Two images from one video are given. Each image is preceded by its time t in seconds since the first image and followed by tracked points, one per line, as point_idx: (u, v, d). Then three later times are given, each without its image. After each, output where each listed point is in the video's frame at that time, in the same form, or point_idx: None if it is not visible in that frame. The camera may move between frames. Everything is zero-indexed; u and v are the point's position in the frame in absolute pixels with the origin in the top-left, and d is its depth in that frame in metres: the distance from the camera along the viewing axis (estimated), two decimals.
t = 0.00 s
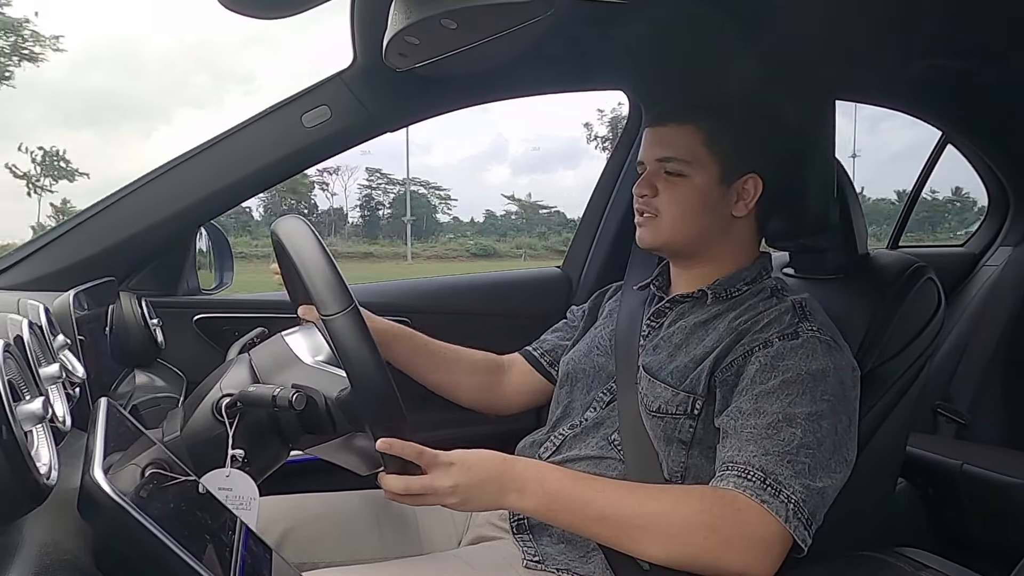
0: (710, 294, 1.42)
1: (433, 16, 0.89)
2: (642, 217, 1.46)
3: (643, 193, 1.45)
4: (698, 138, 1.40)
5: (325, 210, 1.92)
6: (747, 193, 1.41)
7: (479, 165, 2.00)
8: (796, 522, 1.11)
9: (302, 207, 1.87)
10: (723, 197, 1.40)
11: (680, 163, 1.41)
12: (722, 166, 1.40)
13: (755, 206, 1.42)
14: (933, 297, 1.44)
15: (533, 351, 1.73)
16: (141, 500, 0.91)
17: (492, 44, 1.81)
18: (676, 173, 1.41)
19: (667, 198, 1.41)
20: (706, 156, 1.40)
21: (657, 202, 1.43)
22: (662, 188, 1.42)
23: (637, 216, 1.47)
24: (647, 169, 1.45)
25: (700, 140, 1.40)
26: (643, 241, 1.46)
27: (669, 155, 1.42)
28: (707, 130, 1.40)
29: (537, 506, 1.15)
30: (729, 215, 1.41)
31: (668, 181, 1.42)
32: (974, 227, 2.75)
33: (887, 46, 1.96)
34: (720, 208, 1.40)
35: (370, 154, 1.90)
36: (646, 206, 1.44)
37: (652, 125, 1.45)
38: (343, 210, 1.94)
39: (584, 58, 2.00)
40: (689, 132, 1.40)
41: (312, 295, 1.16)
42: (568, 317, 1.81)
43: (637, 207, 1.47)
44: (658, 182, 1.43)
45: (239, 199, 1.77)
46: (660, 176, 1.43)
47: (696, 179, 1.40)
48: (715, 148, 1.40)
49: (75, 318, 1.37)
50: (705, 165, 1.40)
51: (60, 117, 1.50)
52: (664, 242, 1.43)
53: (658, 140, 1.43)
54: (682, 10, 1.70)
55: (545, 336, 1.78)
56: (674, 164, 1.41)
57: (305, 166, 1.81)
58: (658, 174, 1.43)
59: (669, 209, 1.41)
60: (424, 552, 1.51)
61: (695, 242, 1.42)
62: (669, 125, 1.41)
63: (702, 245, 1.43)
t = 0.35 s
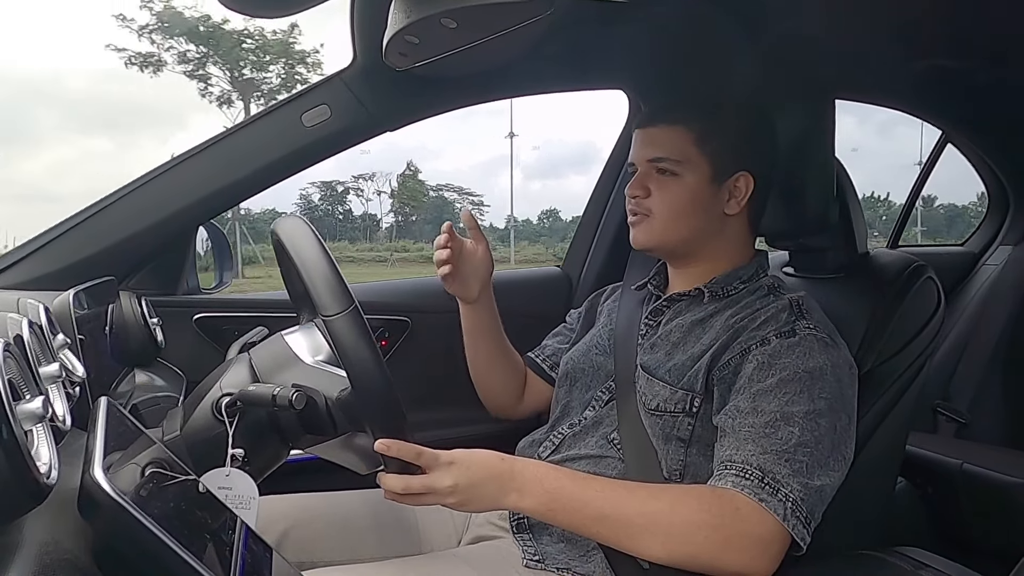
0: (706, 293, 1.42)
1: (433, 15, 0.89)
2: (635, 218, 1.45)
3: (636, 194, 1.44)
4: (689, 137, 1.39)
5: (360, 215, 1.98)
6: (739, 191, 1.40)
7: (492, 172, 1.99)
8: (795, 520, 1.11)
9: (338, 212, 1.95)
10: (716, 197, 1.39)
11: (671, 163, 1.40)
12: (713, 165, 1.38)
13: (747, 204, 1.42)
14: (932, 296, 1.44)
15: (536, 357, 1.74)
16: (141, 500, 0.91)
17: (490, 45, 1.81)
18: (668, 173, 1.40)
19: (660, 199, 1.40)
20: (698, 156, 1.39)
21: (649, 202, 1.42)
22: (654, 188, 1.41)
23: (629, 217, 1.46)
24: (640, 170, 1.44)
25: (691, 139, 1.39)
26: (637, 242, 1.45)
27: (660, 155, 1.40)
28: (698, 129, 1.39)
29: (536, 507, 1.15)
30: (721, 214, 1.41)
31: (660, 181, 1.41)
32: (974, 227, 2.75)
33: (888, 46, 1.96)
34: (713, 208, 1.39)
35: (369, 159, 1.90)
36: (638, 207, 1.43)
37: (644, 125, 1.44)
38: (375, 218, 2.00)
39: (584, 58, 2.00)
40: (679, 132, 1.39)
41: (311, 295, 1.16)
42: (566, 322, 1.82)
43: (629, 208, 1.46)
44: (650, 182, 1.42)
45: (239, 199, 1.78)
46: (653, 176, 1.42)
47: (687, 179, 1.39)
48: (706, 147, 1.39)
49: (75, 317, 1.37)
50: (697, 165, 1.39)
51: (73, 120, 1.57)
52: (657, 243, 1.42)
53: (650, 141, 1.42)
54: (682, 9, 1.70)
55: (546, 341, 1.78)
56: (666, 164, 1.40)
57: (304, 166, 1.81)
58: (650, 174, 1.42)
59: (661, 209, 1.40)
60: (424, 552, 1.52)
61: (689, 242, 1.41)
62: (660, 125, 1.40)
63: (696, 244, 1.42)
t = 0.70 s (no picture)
0: (706, 296, 1.42)
1: (434, 16, 0.89)
2: (640, 219, 1.44)
3: (643, 194, 1.43)
4: (698, 139, 1.38)
5: (393, 214, 2.04)
6: (747, 195, 1.40)
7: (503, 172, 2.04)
8: (796, 522, 1.11)
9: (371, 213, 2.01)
10: (724, 199, 1.39)
11: (680, 164, 1.39)
12: (722, 167, 1.39)
13: (754, 208, 1.42)
14: (932, 298, 1.44)
15: (537, 366, 1.73)
16: (141, 501, 0.91)
17: (492, 45, 1.80)
18: (677, 174, 1.40)
19: (668, 200, 1.40)
20: (708, 158, 1.39)
21: (656, 203, 1.41)
22: (662, 190, 1.40)
23: (635, 218, 1.46)
24: (648, 170, 1.43)
25: (702, 141, 1.38)
26: (641, 243, 1.44)
27: (669, 156, 1.40)
28: (708, 131, 1.38)
29: (536, 508, 1.15)
30: (728, 217, 1.41)
31: (669, 182, 1.40)
32: (974, 228, 2.75)
33: (887, 47, 1.96)
34: (720, 210, 1.39)
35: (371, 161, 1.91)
36: (645, 207, 1.42)
37: (652, 126, 1.43)
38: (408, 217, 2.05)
39: (585, 58, 2.00)
40: (689, 133, 1.38)
41: (312, 297, 1.16)
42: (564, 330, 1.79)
43: (635, 208, 1.45)
44: (658, 183, 1.41)
45: (239, 200, 1.78)
46: (661, 177, 1.41)
47: (697, 181, 1.39)
48: (717, 150, 1.39)
49: (75, 318, 1.37)
50: (707, 167, 1.38)
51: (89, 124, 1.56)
52: (664, 244, 1.41)
53: (658, 141, 1.41)
54: (681, 10, 1.70)
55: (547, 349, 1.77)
56: (675, 165, 1.40)
57: (305, 166, 1.81)
58: (659, 175, 1.41)
59: (669, 211, 1.40)
60: (424, 552, 1.52)
61: (695, 244, 1.41)
62: (669, 125, 1.40)
63: (701, 247, 1.42)
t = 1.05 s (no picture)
0: (707, 293, 1.42)
1: (434, 16, 0.89)
2: (643, 210, 1.44)
3: (645, 185, 1.44)
4: (703, 131, 1.40)
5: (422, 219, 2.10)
6: (749, 189, 1.41)
7: (516, 176, 2.08)
8: (797, 521, 1.11)
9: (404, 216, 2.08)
10: (727, 191, 1.40)
11: (683, 156, 1.40)
12: (725, 160, 1.40)
13: (755, 203, 1.43)
14: (932, 297, 1.44)
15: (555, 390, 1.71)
16: (142, 500, 0.91)
17: (493, 46, 1.81)
18: (680, 165, 1.41)
19: (670, 190, 1.40)
20: (711, 150, 1.40)
21: (659, 194, 1.41)
22: (665, 180, 1.41)
23: (637, 209, 1.46)
24: (651, 161, 1.44)
25: (705, 133, 1.40)
26: (643, 234, 1.44)
27: (672, 147, 1.41)
28: (712, 124, 1.40)
29: (536, 508, 1.15)
30: (730, 210, 1.41)
31: (671, 173, 1.41)
32: (974, 227, 2.75)
33: (887, 47, 1.96)
34: (722, 203, 1.40)
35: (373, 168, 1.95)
36: (647, 198, 1.43)
37: (656, 118, 1.45)
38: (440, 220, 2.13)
39: (585, 58, 1.99)
40: (693, 125, 1.40)
41: (313, 296, 1.16)
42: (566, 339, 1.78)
43: (637, 200, 1.46)
44: (661, 174, 1.42)
45: (239, 200, 1.78)
46: (664, 168, 1.42)
47: (699, 172, 1.40)
48: (720, 142, 1.40)
49: (75, 317, 1.37)
50: (710, 159, 1.40)
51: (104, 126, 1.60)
52: (665, 235, 1.42)
53: (662, 132, 1.42)
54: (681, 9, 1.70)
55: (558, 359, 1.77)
56: (678, 156, 1.41)
57: (305, 166, 1.81)
58: (661, 166, 1.42)
59: (671, 201, 1.40)
60: (424, 551, 1.52)
61: (696, 236, 1.41)
62: (673, 118, 1.41)
63: (702, 240, 1.42)
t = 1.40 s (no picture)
0: (708, 297, 1.42)
1: (434, 15, 0.89)
2: (644, 215, 1.45)
3: (646, 191, 1.44)
4: (702, 136, 1.40)
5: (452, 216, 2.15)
6: (749, 193, 1.41)
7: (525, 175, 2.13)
8: (798, 524, 1.11)
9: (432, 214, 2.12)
10: (726, 196, 1.40)
11: (682, 161, 1.41)
12: (725, 165, 1.40)
13: (756, 207, 1.43)
14: (933, 297, 1.44)
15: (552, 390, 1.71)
16: (142, 500, 0.91)
17: (493, 45, 1.81)
18: (680, 171, 1.41)
19: (670, 196, 1.41)
20: (710, 155, 1.40)
21: (660, 199, 1.42)
22: (665, 186, 1.42)
23: (638, 215, 1.47)
24: (651, 166, 1.45)
25: (704, 139, 1.40)
26: (644, 239, 1.45)
27: (672, 152, 1.41)
28: (711, 128, 1.40)
29: (536, 509, 1.15)
30: (730, 215, 1.41)
31: (671, 179, 1.42)
32: (974, 227, 2.74)
33: (887, 47, 1.96)
34: (722, 208, 1.40)
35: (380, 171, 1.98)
36: (648, 204, 1.44)
37: (655, 122, 1.44)
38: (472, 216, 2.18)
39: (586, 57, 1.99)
40: (692, 131, 1.40)
41: (314, 298, 1.15)
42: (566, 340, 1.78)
43: (639, 205, 1.47)
44: (660, 179, 1.43)
45: (239, 200, 1.78)
46: (664, 173, 1.42)
47: (699, 178, 1.40)
48: (719, 147, 1.40)
49: (75, 317, 1.36)
50: (710, 164, 1.40)
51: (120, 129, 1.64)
52: (665, 241, 1.42)
53: (661, 137, 1.42)
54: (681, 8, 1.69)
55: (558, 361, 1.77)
56: (678, 162, 1.41)
57: (306, 165, 1.81)
58: (662, 171, 1.43)
59: (671, 206, 1.41)
60: (424, 553, 1.52)
61: (696, 242, 1.42)
62: (672, 123, 1.41)
63: (702, 245, 1.42)
